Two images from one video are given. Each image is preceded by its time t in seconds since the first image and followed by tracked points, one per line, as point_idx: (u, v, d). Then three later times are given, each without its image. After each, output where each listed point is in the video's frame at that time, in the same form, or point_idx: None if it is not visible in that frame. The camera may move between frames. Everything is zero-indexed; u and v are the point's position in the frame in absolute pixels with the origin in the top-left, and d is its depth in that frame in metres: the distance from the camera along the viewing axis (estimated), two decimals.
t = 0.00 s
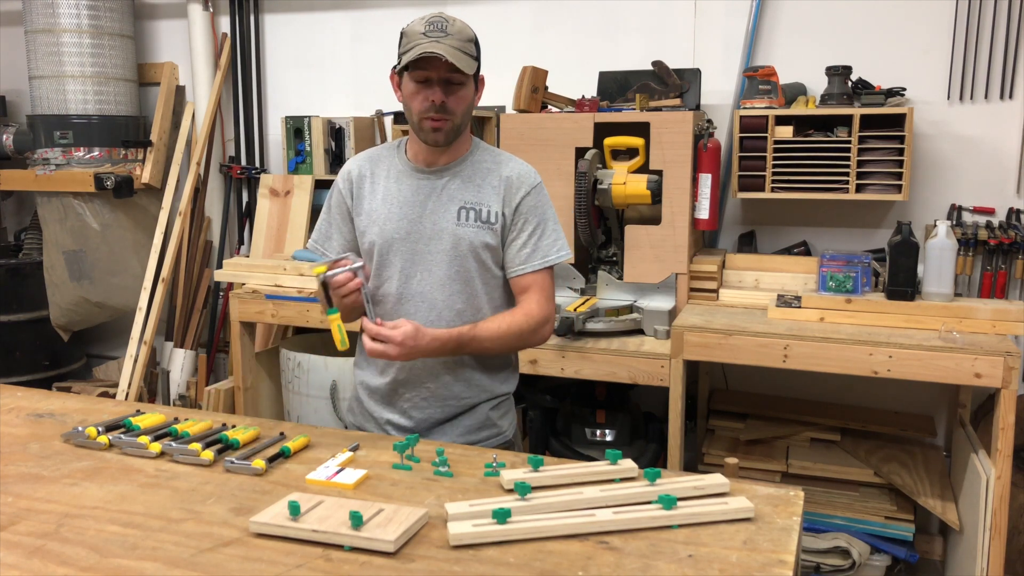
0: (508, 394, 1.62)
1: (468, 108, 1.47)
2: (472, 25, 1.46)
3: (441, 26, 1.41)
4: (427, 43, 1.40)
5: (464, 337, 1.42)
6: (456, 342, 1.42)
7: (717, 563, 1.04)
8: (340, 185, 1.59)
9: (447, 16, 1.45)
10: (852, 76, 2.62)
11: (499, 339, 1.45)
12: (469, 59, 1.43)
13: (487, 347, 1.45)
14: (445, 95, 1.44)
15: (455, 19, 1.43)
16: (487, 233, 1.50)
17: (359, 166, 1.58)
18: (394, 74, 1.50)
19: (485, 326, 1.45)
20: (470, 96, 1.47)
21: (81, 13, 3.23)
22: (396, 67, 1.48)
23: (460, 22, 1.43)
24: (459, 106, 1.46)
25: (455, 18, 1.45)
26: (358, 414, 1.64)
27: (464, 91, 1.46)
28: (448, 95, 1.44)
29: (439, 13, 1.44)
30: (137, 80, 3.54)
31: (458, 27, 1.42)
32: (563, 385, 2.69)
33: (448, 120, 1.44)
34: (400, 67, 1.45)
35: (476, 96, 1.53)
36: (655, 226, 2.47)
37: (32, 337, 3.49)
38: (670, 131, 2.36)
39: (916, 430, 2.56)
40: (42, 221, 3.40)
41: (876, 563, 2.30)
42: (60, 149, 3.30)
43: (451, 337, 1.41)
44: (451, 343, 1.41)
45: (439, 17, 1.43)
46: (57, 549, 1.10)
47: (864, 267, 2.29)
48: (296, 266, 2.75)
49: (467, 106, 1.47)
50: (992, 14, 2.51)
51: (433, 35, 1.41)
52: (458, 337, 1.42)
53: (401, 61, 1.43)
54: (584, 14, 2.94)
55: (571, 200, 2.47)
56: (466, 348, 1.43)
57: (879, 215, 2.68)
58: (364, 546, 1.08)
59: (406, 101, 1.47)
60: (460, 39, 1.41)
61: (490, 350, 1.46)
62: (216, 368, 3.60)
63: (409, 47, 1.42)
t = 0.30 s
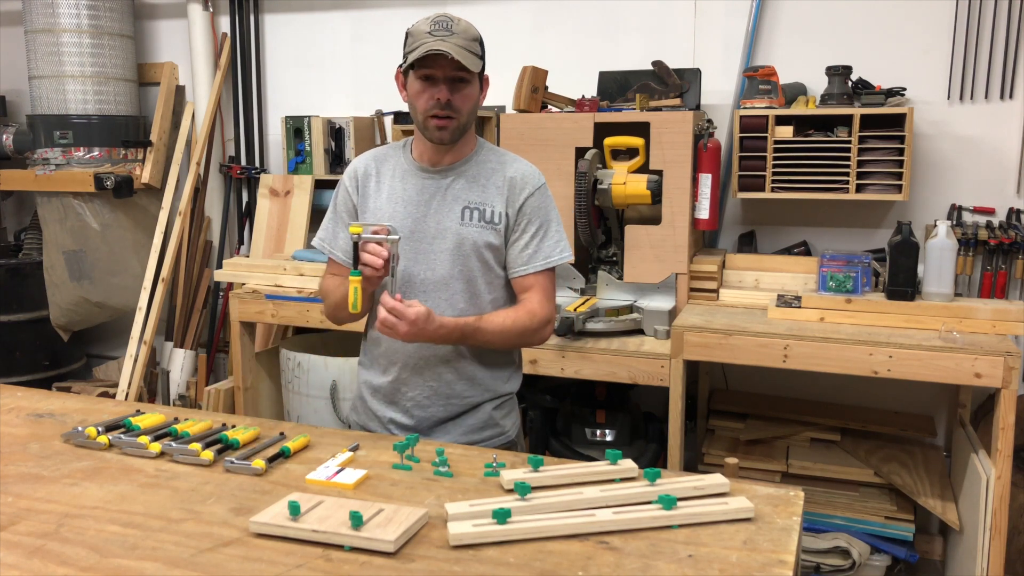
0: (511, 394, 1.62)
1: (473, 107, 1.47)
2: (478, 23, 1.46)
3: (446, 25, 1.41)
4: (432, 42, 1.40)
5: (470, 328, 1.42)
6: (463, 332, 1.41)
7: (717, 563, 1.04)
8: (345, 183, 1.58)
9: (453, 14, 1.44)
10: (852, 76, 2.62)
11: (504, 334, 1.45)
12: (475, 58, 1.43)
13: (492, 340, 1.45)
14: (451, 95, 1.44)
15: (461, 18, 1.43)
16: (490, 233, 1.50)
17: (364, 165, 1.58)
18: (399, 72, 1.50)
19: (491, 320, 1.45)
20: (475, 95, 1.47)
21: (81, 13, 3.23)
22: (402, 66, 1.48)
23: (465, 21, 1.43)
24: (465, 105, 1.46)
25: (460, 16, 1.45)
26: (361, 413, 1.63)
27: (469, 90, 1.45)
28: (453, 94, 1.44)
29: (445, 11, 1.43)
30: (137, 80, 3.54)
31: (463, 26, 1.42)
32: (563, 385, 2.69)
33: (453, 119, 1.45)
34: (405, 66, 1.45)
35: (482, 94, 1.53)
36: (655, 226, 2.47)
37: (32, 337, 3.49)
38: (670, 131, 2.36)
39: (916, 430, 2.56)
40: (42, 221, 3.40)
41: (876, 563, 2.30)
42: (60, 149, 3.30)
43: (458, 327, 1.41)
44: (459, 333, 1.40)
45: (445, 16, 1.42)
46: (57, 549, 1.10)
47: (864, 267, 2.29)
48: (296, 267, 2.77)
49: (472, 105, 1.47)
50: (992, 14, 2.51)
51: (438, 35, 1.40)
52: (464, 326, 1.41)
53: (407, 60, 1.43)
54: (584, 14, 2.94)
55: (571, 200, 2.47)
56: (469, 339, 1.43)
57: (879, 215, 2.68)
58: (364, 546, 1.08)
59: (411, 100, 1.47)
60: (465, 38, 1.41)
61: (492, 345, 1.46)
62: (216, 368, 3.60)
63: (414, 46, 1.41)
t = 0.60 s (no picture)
0: (514, 393, 1.62)
1: (475, 107, 1.47)
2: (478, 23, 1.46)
3: (447, 24, 1.41)
4: (433, 42, 1.40)
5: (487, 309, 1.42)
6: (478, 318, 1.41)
7: (717, 563, 1.04)
8: (348, 183, 1.58)
9: (454, 14, 1.44)
10: (852, 76, 2.62)
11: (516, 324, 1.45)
12: (475, 57, 1.43)
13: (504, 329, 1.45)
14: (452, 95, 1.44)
15: (462, 18, 1.43)
16: (495, 232, 1.50)
17: (367, 164, 1.57)
18: (402, 74, 1.50)
19: (504, 307, 1.45)
20: (477, 95, 1.47)
21: (81, 13, 3.23)
22: (403, 67, 1.48)
23: (466, 21, 1.43)
24: (466, 104, 1.45)
25: (460, 16, 1.45)
26: (363, 414, 1.63)
27: (471, 89, 1.45)
28: (455, 94, 1.44)
29: (445, 12, 1.44)
30: (137, 80, 3.54)
31: (464, 26, 1.42)
32: (563, 385, 2.69)
33: (455, 119, 1.44)
34: (407, 66, 1.45)
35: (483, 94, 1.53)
36: (655, 226, 2.47)
37: (32, 337, 3.49)
38: (670, 131, 2.36)
39: (916, 430, 2.56)
40: (42, 221, 3.41)
41: (876, 563, 2.30)
42: (60, 149, 3.30)
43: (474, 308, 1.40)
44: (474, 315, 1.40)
45: (446, 16, 1.42)
46: (57, 549, 1.10)
47: (864, 267, 2.29)
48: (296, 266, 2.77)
49: (474, 105, 1.47)
50: (992, 13, 2.51)
51: (439, 35, 1.40)
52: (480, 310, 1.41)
53: (409, 61, 1.43)
54: (584, 14, 2.94)
55: (571, 200, 2.47)
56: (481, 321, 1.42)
57: (879, 215, 2.68)
58: (364, 546, 1.08)
59: (413, 100, 1.47)
60: (466, 37, 1.41)
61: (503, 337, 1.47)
62: (216, 368, 3.60)
63: (415, 47, 1.41)
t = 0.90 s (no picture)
0: (517, 393, 1.62)
1: (476, 107, 1.47)
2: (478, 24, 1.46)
3: (447, 25, 1.41)
4: (434, 43, 1.40)
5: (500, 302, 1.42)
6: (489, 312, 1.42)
7: (717, 563, 1.04)
8: (349, 184, 1.57)
9: (454, 15, 1.44)
10: (852, 76, 2.62)
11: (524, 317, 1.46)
12: (476, 57, 1.43)
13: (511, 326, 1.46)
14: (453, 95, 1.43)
15: (462, 18, 1.43)
16: (497, 231, 1.50)
17: (369, 165, 1.57)
18: (402, 75, 1.50)
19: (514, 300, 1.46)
20: (478, 96, 1.47)
21: (81, 13, 3.23)
22: (403, 68, 1.48)
23: (466, 22, 1.43)
24: (467, 105, 1.45)
25: (461, 16, 1.45)
26: (366, 413, 1.63)
27: (472, 89, 1.45)
28: (457, 94, 1.44)
29: (446, 13, 1.44)
30: (137, 80, 3.54)
31: (464, 27, 1.42)
32: (563, 385, 2.69)
33: (457, 119, 1.44)
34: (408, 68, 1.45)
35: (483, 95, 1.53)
36: (655, 226, 2.47)
37: (32, 337, 3.49)
38: (670, 131, 2.36)
39: (916, 430, 2.56)
40: (42, 221, 3.41)
41: (876, 563, 2.30)
42: (60, 149, 3.30)
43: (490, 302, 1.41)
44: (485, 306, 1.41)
45: (446, 17, 1.42)
46: (57, 549, 1.10)
47: (864, 267, 2.29)
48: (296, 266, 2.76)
49: (475, 105, 1.47)
50: (992, 13, 2.51)
51: (439, 35, 1.40)
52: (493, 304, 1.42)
53: (409, 62, 1.43)
54: (584, 14, 2.94)
55: (571, 200, 2.47)
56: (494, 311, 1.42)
57: (879, 215, 2.68)
58: (364, 546, 1.08)
59: (414, 101, 1.46)
60: (466, 38, 1.41)
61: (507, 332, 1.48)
62: (216, 368, 3.60)
63: (416, 48, 1.41)
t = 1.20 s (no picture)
0: (519, 393, 1.61)
1: (477, 110, 1.47)
2: (479, 27, 1.45)
3: (449, 29, 1.41)
4: (435, 48, 1.40)
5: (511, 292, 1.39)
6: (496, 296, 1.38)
7: (717, 563, 1.04)
8: (349, 184, 1.57)
9: (455, 18, 1.44)
10: (852, 76, 2.63)
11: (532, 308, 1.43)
12: (478, 62, 1.42)
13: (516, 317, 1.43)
14: (455, 98, 1.43)
15: (463, 21, 1.43)
16: (498, 229, 1.51)
17: (369, 165, 1.56)
18: (403, 78, 1.50)
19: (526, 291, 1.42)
20: (479, 99, 1.47)
21: (81, 13, 3.23)
22: (404, 72, 1.48)
23: (467, 26, 1.43)
24: (468, 108, 1.45)
25: (462, 19, 1.44)
26: (368, 413, 1.63)
27: (473, 94, 1.45)
28: (458, 98, 1.44)
29: (447, 16, 1.43)
30: (137, 80, 3.54)
31: (466, 30, 1.42)
32: (564, 385, 2.69)
33: (458, 123, 1.44)
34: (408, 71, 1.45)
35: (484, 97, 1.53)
36: (655, 226, 2.47)
37: (32, 337, 3.49)
38: (670, 131, 2.36)
39: (916, 430, 2.56)
40: (42, 221, 3.41)
41: (876, 563, 2.30)
42: (60, 149, 3.31)
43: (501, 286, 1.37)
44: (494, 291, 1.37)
45: (447, 20, 1.42)
46: (57, 549, 1.10)
47: (864, 267, 2.29)
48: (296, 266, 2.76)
49: (476, 108, 1.47)
50: (992, 13, 2.51)
51: (441, 39, 1.40)
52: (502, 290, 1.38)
53: (410, 67, 1.43)
54: (584, 14, 2.94)
55: (571, 200, 2.47)
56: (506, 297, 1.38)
57: (879, 215, 2.68)
58: (364, 546, 1.08)
59: (415, 104, 1.46)
60: (468, 42, 1.41)
61: (512, 325, 1.45)
62: (216, 368, 3.60)
63: (417, 51, 1.41)
